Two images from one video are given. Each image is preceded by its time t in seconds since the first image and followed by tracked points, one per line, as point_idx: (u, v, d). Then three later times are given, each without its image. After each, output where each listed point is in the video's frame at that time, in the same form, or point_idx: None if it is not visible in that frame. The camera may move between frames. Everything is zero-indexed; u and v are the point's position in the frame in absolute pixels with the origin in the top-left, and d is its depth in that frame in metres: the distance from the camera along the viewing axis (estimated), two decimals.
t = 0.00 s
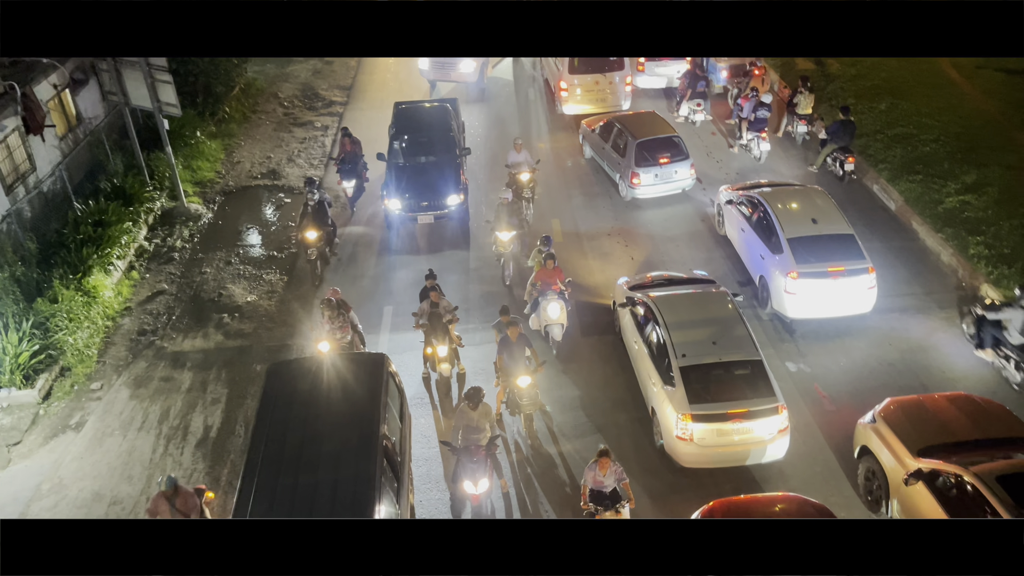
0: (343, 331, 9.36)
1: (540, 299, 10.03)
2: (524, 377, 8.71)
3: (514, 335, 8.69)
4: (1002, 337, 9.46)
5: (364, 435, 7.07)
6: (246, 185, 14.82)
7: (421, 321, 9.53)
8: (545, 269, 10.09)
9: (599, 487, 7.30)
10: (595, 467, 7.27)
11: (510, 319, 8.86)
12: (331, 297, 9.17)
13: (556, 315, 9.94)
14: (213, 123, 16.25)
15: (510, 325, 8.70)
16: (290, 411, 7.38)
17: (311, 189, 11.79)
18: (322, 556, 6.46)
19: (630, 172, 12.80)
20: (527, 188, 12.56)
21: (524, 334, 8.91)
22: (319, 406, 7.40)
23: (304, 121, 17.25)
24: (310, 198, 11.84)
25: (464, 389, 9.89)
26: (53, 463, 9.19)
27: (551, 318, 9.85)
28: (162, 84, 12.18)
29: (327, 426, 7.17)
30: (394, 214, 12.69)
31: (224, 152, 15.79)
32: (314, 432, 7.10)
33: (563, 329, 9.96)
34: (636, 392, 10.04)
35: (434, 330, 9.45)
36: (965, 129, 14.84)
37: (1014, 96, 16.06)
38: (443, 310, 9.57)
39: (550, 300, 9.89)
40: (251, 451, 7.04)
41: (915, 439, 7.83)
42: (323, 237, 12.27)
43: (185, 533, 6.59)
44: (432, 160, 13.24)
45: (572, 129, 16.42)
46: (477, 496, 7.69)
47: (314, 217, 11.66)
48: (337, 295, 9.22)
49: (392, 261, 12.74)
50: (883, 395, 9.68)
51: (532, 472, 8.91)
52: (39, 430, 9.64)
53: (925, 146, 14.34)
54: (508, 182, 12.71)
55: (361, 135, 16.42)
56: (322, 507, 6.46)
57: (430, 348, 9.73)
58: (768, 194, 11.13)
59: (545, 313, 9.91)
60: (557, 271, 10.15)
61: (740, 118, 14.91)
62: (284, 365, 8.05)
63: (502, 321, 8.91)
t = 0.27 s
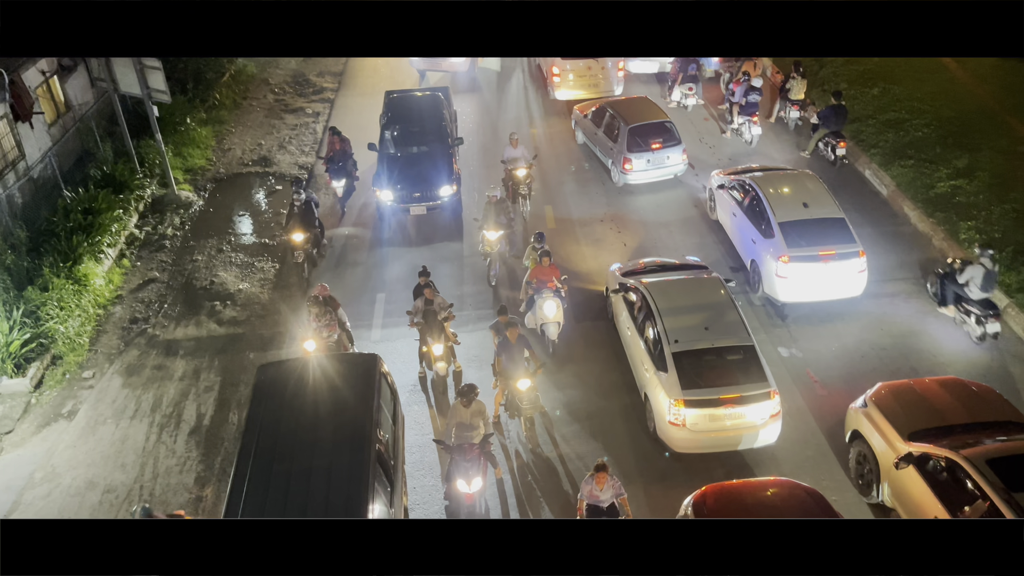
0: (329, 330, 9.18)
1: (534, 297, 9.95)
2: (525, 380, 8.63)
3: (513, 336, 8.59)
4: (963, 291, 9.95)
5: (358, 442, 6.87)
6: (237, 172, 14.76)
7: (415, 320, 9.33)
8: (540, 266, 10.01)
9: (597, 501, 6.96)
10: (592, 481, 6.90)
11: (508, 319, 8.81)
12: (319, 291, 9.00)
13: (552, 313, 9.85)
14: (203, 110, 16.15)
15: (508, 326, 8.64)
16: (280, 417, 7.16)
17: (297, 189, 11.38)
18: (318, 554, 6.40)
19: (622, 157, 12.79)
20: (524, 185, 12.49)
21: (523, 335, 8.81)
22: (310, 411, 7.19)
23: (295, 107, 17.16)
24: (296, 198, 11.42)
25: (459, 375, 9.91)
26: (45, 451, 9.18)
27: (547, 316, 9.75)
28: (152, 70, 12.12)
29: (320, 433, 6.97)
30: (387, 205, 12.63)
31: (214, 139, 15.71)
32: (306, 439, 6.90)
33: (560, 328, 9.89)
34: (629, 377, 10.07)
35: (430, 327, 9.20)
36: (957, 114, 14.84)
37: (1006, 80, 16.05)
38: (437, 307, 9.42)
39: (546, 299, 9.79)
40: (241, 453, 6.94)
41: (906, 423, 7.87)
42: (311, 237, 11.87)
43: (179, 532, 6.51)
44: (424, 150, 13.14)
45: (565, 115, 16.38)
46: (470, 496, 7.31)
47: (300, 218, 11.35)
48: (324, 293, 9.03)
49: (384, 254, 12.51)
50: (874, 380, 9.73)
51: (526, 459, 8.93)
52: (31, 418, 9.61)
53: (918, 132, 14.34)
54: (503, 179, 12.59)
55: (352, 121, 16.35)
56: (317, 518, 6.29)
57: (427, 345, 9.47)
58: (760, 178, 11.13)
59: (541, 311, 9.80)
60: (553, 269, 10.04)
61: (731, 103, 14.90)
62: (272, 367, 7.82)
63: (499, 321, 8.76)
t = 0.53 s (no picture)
0: (319, 334, 9.06)
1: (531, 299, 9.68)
2: (526, 388, 8.34)
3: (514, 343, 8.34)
4: (932, 260, 10.33)
5: (351, 451, 6.80)
6: (231, 162, 14.71)
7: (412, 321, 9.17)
8: (538, 267, 9.81)
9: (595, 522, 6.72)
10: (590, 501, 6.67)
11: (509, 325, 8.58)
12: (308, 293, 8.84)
13: (550, 315, 9.61)
14: (197, 100, 16.08)
15: (511, 331, 8.41)
16: (275, 421, 7.11)
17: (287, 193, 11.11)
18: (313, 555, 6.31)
19: (616, 146, 12.77)
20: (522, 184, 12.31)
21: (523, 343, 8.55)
22: (304, 415, 7.14)
23: (288, 97, 17.09)
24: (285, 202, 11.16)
25: (456, 372, 9.86)
26: (40, 444, 9.16)
27: (544, 318, 9.48)
28: (144, 60, 12.06)
29: (314, 438, 6.91)
30: (382, 199, 12.58)
31: (208, 130, 15.65)
32: (302, 443, 6.86)
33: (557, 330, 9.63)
34: (624, 367, 10.08)
35: (427, 328, 9.07)
36: (952, 103, 14.84)
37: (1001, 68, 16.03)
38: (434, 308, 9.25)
39: (543, 300, 9.53)
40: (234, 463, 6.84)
41: (900, 412, 7.90)
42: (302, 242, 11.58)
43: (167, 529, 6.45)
44: (419, 143, 13.07)
45: (560, 105, 16.35)
46: (465, 498, 7.32)
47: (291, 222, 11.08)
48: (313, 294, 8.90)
49: (379, 249, 12.40)
50: (868, 369, 9.75)
51: (520, 447, 8.99)
52: (26, 411, 9.59)
53: (912, 120, 14.34)
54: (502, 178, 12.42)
55: (347, 112, 16.30)
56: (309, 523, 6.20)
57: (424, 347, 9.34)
58: (754, 167, 11.12)
59: (539, 313, 9.50)
60: (551, 271, 9.83)
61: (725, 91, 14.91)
62: (265, 372, 7.77)
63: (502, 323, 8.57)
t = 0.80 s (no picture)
0: (308, 339, 8.85)
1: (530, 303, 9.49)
2: (528, 397, 8.12)
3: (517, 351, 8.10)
4: (906, 233, 10.71)
5: (349, 458, 6.62)
6: (226, 155, 14.68)
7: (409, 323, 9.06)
8: (537, 270, 9.63)
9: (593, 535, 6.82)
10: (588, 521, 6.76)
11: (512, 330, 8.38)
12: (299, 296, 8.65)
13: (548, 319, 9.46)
14: (191, 93, 16.04)
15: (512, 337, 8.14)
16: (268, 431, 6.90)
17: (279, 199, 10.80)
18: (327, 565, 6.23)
19: (611, 138, 12.78)
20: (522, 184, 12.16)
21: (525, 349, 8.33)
22: (299, 425, 6.93)
23: (283, 90, 17.05)
24: (278, 208, 10.86)
25: (453, 376, 9.69)
26: (37, 438, 9.15)
27: (543, 323, 9.34)
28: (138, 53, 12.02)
29: (309, 451, 6.69)
30: (377, 196, 12.56)
31: (202, 123, 15.61)
32: (297, 456, 6.64)
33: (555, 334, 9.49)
34: (620, 360, 10.10)
35: (423, 331, 8.99)
36: (947, 95, 14.85)
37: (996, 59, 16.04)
38: (432, 311, 9.11)
39: (542, 303, 9.36)
40: (227, 479, 6.58)
41: (895, 402, 7.93)
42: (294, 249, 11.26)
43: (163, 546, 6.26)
44: (415, 140, 13.04)
45: (555, 97, 16.34)
46: (462, 500, 7.33)
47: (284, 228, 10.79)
48: (304, 297, 8.69)
49: (375, 246, 12.32)
50: (864, 360, 9.79)
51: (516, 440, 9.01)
52: (22, 404, 9.59)
53: (908, 112, 14.35)
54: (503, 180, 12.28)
55: (342, 105, 16.27)
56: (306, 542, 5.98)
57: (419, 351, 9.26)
58: (749, 158, 11.13)
59: (538, 316, 9.36)
60: (550, 274, 9.64)
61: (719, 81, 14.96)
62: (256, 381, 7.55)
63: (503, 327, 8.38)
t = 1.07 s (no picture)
0: (297, 348, 8.62)
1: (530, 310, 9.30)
2: (530, 410, 7.83)
3: (519, 362, 7.79)
4: (883, 206, 11.21)
5: (345, 478, 6.52)
6: (221, 148, 14.64)
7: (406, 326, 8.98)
8: (536, 276, 9.43)
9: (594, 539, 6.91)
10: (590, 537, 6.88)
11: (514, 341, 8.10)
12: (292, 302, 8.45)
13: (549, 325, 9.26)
14: (186, 86, 15.98)
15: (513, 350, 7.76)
16: (263, 452, 6.77)
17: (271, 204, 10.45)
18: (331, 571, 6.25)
19: (607, 129, 12.79)
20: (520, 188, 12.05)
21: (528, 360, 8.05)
22: (296, 441, 6.84)
23: (279, 83, 17.00)
24: (269, 215, 10.52)
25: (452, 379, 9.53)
26: (34, 432, 9.15)
27: (543, 329, 9.15)
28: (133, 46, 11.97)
29: (305, 462, 6.66)
30: (373, 193, 12.51)
31: (198, 116, 15.58)
32: (293, 474, 6.56)
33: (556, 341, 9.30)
34: (616, 352, 10.11)
35: (419, 335, 8.89)
36: (943, 87, 14.85)
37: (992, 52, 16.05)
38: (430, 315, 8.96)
39: (543, 311, 9.15)
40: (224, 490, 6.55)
41: (891, 394, 7.95)
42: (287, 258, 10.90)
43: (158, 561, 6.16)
44: (411, 136, 12.98)
45: (552, 89, 16.32)
46: (459, 505, 7.19)
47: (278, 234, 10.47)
48: (293, 304, 8.47)
49: (371, 245, 12.25)
50: (859, 351, 9.81)
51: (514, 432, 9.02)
52: (19, 398, 9.58)
53: (904, 105, 14.35)
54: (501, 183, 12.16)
55: (338, 97, 16.23)
56: (304, 555, 6.00)
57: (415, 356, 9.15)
58: (744, 149, 11.12)
59: (537, 323, 9.17)
60: (550, 279, 9.46)
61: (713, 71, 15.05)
62: (250, 396, 7.41)
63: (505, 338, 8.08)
